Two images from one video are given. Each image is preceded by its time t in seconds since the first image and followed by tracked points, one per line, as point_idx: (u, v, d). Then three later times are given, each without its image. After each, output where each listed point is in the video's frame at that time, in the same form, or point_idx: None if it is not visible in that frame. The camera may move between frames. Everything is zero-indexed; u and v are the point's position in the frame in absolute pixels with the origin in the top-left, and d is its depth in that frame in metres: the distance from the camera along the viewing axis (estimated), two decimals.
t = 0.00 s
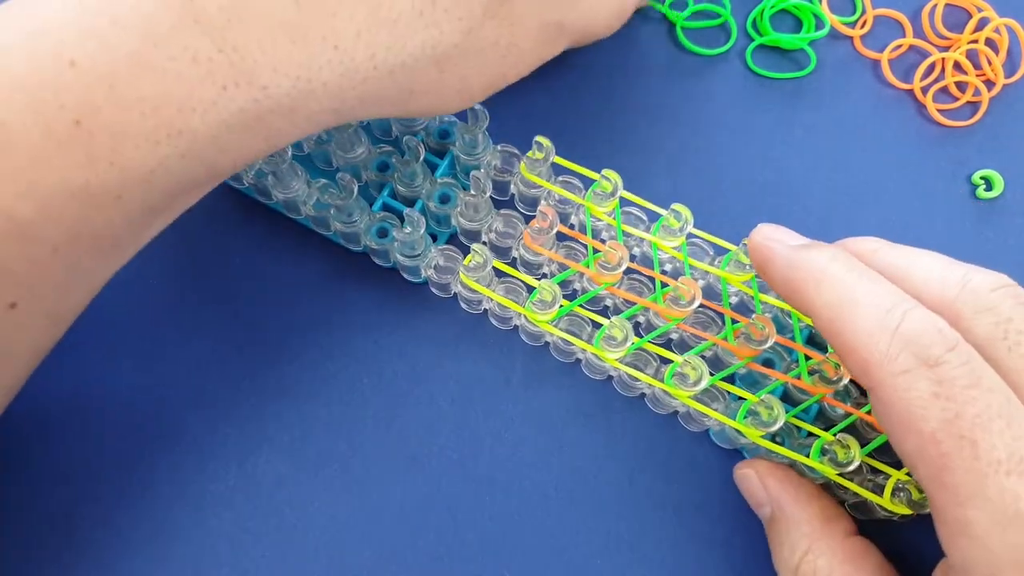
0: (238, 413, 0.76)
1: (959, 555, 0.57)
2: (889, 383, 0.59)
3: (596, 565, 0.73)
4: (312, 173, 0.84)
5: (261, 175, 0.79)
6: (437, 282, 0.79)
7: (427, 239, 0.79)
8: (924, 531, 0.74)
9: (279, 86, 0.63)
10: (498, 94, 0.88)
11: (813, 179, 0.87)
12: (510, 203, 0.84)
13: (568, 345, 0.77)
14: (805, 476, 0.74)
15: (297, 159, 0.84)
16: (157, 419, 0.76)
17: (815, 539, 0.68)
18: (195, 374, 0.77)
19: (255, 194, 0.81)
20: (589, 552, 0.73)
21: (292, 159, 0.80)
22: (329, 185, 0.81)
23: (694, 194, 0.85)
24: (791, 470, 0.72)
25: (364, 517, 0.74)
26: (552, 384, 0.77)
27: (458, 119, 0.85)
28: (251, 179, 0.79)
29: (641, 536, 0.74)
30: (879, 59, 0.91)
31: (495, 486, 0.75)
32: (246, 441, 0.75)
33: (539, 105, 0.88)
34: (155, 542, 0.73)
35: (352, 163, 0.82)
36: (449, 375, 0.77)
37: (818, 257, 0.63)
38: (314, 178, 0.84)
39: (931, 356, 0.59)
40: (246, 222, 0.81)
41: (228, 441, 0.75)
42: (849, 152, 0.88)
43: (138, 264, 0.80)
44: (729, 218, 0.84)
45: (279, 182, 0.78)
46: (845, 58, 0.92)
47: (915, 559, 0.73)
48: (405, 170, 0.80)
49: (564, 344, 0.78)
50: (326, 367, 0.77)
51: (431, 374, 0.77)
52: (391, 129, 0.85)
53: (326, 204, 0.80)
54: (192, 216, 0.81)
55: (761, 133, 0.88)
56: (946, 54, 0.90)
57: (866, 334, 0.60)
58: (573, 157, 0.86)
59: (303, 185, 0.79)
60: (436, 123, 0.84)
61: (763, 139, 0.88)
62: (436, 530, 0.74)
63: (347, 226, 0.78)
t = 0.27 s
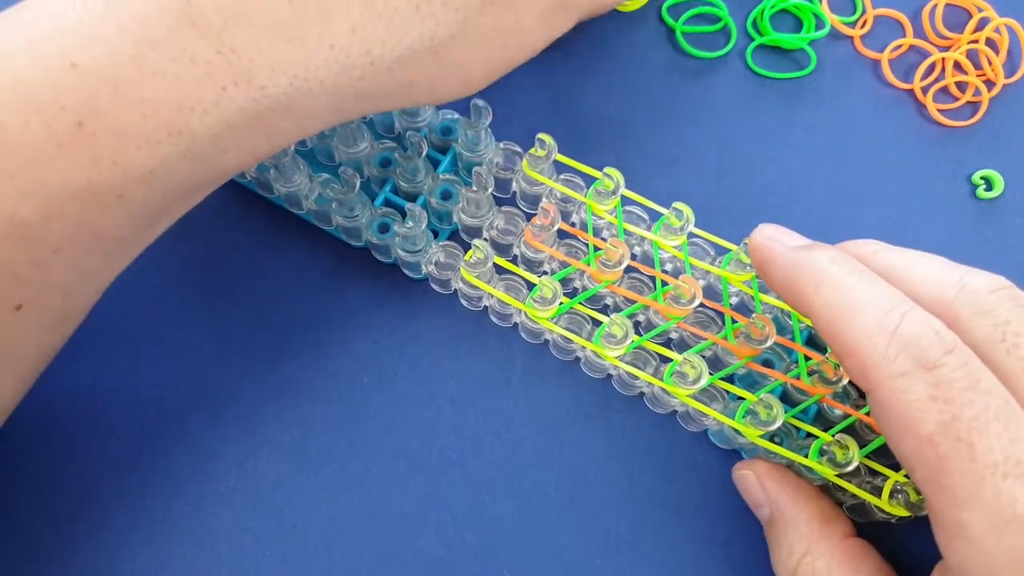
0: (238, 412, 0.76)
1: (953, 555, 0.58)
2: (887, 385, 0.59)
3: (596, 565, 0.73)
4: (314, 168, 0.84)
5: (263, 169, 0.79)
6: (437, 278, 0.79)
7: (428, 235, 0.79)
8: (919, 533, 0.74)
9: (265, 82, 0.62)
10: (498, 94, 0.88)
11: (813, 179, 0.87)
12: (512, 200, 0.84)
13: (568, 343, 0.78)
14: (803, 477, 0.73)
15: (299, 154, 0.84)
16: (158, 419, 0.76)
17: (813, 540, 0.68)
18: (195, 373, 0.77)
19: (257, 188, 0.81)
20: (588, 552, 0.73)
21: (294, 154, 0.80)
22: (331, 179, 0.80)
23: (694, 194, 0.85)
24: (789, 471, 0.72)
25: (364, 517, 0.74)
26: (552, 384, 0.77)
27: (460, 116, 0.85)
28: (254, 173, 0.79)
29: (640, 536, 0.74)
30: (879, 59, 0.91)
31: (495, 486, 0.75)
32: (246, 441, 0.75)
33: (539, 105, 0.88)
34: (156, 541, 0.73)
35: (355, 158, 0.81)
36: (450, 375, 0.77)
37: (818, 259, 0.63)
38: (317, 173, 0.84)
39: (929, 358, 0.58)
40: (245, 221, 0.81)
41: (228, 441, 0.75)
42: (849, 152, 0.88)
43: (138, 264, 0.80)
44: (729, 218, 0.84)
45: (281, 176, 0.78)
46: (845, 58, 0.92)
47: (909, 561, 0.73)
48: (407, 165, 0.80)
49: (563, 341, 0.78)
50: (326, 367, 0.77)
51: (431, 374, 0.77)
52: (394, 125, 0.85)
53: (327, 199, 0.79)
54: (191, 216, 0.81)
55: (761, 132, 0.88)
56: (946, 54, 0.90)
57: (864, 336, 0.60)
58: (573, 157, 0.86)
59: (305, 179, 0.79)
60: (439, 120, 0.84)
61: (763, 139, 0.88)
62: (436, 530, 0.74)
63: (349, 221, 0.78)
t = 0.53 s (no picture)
0: (238, 412, 0.76)
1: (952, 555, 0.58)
2: (887, 386, 0.59)
3: (597, 565, 0.73)
4: (311, 173, 0.83)
5: (260, 175, 0.78)
6: (436, 282, 0.78)
7: (427, 239, 0.78)
8: (919, 531, 0.74)
9: (147, 18, 0.58)
10: (498, 94, 0.88)
11: (813, 179, 0.87)
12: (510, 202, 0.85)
13: (566, 345, 0.77)
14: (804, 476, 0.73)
15: (295, 159, 0.84)
16: (158, 419, 0.76)
17: (815, 540, 0.68)
18: (195, 373, 0.77)
19: (254, 193, 0.80)
20: (589, 552, 0.73)
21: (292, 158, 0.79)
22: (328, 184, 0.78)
23: (694, 194, 0.85)
24: (790, 471, 0.72)
25: (364, 517, 0.74)
26: (552, 385, 0.77)
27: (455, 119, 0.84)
28: (251, 179, 0.78)
29: (641, 536, 0.74)
30: (879, 59, 0.91)
31: (494, 486, 0.75)
32: (246, 441, 0.75)
33: (539, 106, 0.88)
34: (156, 541, 0.73)
35: (352, 163, 0.80)
36: (449, 376, 0.77)
37: (818, 260, 0.63)
38: (314, 178, 0.83)
39: (929, 359, 0.59)
40: (245, 221, 0.81)
41: (228, 441, 0.75)
42: (849, 152, 0.88)
43: (138, 264, 0.80)
44: (729, 219, 0.84)
45: (278, 182, 0.77)
46: (845, 58, 0.91)
47: (910, 560, 0.73)
48: (404, 170, 0.79)
49: (563, 344, 0.77)
50: (326, 367, 0.77)
51: (431, 374, 0.77)
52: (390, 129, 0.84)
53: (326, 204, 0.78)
54: (191, 217, 0.81)
55: (761, 132, 0.88)
56: (946, 54, 0.90)
57: (864, 337, 0.60)
58: (573, 157, 0.86)
59: (302, 185, 0.78)
60: (435, 123, 0.84)
61: (762, 139, 0.88)
62: (436, 530, 0.74)
63: (348, 227, 0.77)
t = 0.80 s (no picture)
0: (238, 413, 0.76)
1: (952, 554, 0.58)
2: (887, 386, 0.58)
3: (597, 565, 0.73)
4: (312, 172, 0.84)
5: (261, 175, 0.77)
6: (436, 282, 0.78)
7: (427, 238, 0.77)
8: (918, 530, 0.74)
9: None
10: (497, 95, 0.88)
11: (813, 179, 0.87)
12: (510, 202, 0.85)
13: (566, 345, 0.77)
14: (804, 476, 0.73)
15: (295, 158, 0.84)
16: (157, 419, 0.76)
17: (815, 540, 0.68)
18: (195, 373, 0.77)
19: (255, 193, 0.80)
20: (589, 552, 0.73)
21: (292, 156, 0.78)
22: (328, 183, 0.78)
23: (694, 193, 0.85)
24: (790, 471, 0.72)
25: (364, 517, 0.74)
26: (552, 385, 0.77)
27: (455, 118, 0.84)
28: (251, 178, 0.78)
29: (641, 536, 0.74)
30: (879, 59, 0.91)
31: (494, 486, 0.75)
32: (246, 441, 0.75)
33: (538, 106, 0.88)
34: (155, 541, 0.73)
35: (352, 163, 0.79)
36: (450, 376, 0.77)
37: (818, 261, 0.62)
38: (314, 177, 0.83)
39: (929, 359, 0.58)
40: (245, 221, 0.81)
41: (227, 441, 0.75)
42: (849, 152, 0.88)
43: (138, 264, 0.80)
44: (729, 219, 0.84)
45: (279, 182, 0.76)
46: (845, 58, 0.91)
47: (910, 560, 0.73)
48: (404, 170, 0.78)
49: (562, 344, 0.77)
50: (326, 367, 0.77)
51: (431, 374, 0.77)
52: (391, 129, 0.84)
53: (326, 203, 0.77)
54: (191, 216, 0.81)
55: (761, 132, 0.88)
56: (946, 54, 0.90)
57: (864, 337, 0.59)
58: (573, 157, 0.86)
59: (302, 185, 0.77)
60: (434, 123, 0.83)
61: (762, 139, 0.88)
62: (436, 529, 0.74)
63: (348, 227, 0.76)
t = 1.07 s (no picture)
0: (238, 413, 0.76)
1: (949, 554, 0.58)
2: (887, 385, 0.59)
3: (597, 565, 0.73)
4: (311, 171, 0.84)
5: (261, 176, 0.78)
6: (436, 283, 0.79)
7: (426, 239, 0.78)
8: (918, 530, 0.74)
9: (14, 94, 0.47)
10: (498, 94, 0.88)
11: (813, 179, 0.87)
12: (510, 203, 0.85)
13: (566, 346, 0.77)
14: (804, 476, 0.73)
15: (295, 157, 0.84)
16: (157, 419, 0.76)
17: (814, 539, 0.68)
18: (195, 373, 0.77)
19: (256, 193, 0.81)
20: (588, 552, 0.73)
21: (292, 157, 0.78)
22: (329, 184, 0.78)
23: (694, 193, 0.85)
24: (789, 471, 0.73)
25: (364, 517, 0.74)
26: (552, 384, 0.77)
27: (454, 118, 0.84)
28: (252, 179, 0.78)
29: (640, 536, 0.74)
30: (879, 59, 0.91)
31: (495, 487, 0.75)
32: (246, 440, 0.75)
33: (539, 106, 0.88)
34: (155, 541, 0.73)
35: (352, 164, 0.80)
36: (449, 376, 0.77)
37: (818, 260, 0.62)
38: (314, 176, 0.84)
39: (928, 358, 0.58)
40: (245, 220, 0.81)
41: (228, 441, 0.75)
42: (849, 152, 0.88)
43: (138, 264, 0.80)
44: (729, 219, 0.84)
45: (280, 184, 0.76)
46: (845, 58, 0.91)
47: (910, 560, 0.73)
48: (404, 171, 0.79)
49: (562, 344, 0.77)
50: (326, 368, 0.77)
51: (431, 374, 0.77)
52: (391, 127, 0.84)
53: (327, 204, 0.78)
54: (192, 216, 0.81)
55: (761, 132, 0.88)
56: (946, 54, 0.90)
57: (863, 336, 0.60)
58: (573, 157, 0.86)
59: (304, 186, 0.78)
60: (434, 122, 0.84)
61: (763, 139, 0.88)
62: (436, 530, 0.74)
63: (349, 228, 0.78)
